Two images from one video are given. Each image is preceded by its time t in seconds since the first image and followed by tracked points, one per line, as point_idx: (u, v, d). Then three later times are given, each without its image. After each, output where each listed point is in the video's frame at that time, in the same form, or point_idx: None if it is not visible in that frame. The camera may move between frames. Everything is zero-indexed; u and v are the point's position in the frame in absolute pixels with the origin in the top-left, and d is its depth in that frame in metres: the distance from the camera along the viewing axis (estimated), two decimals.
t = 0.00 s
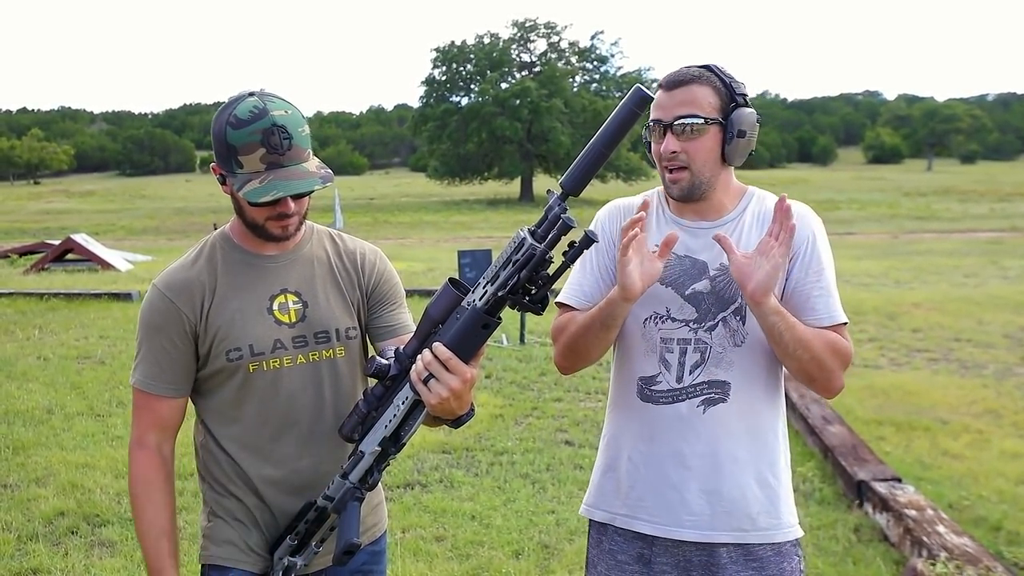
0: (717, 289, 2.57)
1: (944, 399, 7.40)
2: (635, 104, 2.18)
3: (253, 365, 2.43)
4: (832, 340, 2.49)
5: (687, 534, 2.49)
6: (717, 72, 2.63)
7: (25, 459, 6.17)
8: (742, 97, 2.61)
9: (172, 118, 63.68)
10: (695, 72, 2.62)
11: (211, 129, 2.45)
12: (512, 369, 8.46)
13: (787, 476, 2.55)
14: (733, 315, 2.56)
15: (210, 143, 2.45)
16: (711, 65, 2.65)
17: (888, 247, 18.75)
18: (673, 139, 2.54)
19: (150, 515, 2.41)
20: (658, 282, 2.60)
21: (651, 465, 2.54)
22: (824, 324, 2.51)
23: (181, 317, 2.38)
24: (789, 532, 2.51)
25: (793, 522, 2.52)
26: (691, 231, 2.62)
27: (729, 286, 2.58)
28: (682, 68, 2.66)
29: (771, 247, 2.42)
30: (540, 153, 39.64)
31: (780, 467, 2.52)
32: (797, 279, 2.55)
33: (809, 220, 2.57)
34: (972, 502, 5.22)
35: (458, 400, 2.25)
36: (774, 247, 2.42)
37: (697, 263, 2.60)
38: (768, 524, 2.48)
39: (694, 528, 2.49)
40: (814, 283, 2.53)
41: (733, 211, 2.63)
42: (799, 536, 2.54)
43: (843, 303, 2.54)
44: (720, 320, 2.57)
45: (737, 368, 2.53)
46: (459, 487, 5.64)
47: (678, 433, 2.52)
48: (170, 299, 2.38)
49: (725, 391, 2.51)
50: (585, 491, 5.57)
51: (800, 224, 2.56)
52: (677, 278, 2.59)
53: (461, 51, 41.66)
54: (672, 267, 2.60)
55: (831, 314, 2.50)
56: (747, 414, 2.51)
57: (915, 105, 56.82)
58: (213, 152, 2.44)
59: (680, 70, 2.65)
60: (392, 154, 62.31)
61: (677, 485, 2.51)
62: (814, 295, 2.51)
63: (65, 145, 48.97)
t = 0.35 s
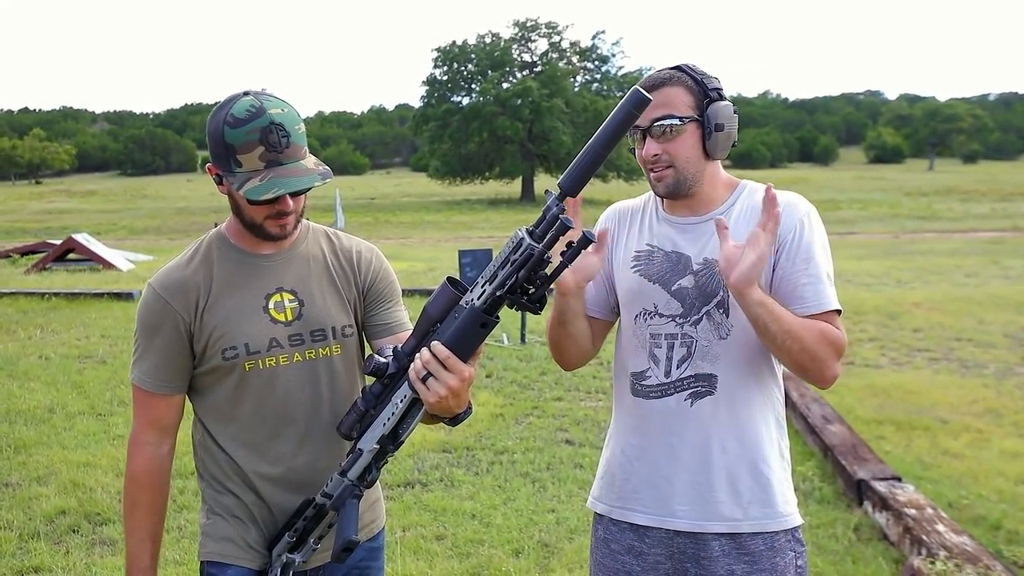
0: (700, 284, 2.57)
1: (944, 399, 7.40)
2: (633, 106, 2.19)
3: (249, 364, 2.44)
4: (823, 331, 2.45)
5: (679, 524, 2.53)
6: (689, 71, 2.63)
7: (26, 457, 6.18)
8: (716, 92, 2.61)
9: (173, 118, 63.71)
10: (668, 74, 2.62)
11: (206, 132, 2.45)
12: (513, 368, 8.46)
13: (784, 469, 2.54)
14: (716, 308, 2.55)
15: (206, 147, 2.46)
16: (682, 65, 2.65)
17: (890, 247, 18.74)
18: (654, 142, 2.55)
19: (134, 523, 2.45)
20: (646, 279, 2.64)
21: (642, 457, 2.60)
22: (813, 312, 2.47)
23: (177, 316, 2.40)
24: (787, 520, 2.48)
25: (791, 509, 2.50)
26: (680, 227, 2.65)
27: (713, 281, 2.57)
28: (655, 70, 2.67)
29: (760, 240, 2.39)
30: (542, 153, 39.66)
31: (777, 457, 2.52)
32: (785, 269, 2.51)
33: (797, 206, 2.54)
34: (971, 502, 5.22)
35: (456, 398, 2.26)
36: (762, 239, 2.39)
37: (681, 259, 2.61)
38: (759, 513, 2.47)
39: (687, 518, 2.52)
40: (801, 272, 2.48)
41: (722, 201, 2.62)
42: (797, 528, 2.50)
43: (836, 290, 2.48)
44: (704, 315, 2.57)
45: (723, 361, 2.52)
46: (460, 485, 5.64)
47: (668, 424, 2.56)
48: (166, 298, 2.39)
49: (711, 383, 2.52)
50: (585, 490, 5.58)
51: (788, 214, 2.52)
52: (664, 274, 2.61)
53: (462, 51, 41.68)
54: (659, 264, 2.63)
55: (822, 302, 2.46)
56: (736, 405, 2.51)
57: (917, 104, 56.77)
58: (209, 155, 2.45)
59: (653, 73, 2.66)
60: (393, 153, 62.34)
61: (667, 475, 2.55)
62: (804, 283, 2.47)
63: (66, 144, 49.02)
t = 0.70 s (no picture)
0: (704, 283, 2.57)
1: (944, 397, 7.40)
2: (614, 94, 2.20)
3: (244, 358, 2.44)
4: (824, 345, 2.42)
5: (682, 522, 2.53)
6: (701, 70, 2.66)
7: (26, 456, 6.18)
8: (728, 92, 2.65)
9: (173, 117, 63.66)
10: (682, 71, 2.64)
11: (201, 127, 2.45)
12: (513, 367, 8.47)
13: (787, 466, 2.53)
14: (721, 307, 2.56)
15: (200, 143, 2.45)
16: (694, 63, 2.67)
17: (890, 246, 18.75)
18: (670, 134, 2.55)
19: (144, 512, 2.44)
20: (649, 281, 2.64)
21: (647, 456, 2.60)
22: (813, 311, 2.45)
23: (171, 309, 2.39)
24: (789, 519, 2.48)
25: (794, 508, 2.50)
26: (683, 228, 2.63)
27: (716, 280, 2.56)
28: (667, 67, 2.68)
29: (762, 322, 2.29)
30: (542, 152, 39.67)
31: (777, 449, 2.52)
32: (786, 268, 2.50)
33: (797, 202, 2.53)
34: (971, 500, 5.22)
35: (446, 388, 2.25)
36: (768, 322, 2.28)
37: (685, 259, 2.60)
38: (761, 511, 2.48)
39: (691, 516, 2.52)
40: (800, 268, 2.46)
41: (726, 200, 2.60)
42: (800, 525, 2.50)
43: (840, 289, 2.46)
44: (708, 314, 2.58)
45: (727, 360, 2.54)
46: (459, 484, 5.65)
47: (673, 423, 2.57)
48: (160, 292, 2.39)
49: (716, 382, 2.53)
50: (584, 488, 5.58)
51: (789, 214, 2.51)
52: (666, 276, 2.61)
53: (462, 51, 41.69)
54: (661, 266, 2.63)
55: (823, 299, 2.43)
56: (739, 405, 2.52)
57: (918, 104, 56.76)
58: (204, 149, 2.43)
59: (665, 69, 2.67)
60: (393, 153, 62.37)
61: (670, 474, 2.56)
62: (803, 278, 2.44)
63: (67, 143, 49.08)
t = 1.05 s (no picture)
0: (725, 279, 2.57)
1: (944, 397, 7.40)
2: (600, 85, 2.21)
3: (238, 354, 2.44)
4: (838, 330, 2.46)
5: (710, 520, 2.51)
6: (711, 68, 2.68)
7: (26, 455, 6.18)
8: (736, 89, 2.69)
9: (174, 117, 63.67)
10: (694, 68, 2.64)
11: (205, 119, 2.41)
12: (513, 366, 8.46)
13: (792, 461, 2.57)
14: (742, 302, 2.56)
15: (208, 133, 2.40)
16: (704, 62, 2.69)
17: (891, 246, 18.75)
18: (690, 131, 2.55)
19: (129, 513, 2.43)
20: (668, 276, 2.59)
21: (670, 456, 2.55)
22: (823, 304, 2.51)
23: (164, 306, 2.39)
24: (800, 512, 2.53)
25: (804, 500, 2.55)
26: (701, 224, 2.61)
27: (739, 276, 2.57)
28: (679, 65, 2.68)
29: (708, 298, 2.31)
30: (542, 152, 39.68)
31: (774, 447, 2.53)
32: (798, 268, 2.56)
33: (804, 211, 2.62)
34: (970, 499, 5.22)
35: (437, 382, 2.26)
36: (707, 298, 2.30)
37: (704, 254, 2.59)
38: (779, 504, 2.51)
39: (718, 513, 2.50)
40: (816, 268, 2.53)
41: (740, 200, 2.62)
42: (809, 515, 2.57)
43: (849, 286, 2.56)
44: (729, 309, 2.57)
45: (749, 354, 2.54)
46: (459, 483, 5.65)
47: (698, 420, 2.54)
48: (152, 289, 2.39)
49: (739, 376, 2.54)
50: (584, 487, 5.58)
51: (798, 217, 2.60)
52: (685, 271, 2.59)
53: (462, 51, 41.70)
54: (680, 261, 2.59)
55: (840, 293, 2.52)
56: (760, 398, 2.55)
57: (918, 104, 56.76)
58: (214, 142, 2.40)
59: (678, 67, 2.67)
60: (393, 153, 62.36)
61: (696, 471, 2.52)
62: (814, 277, 2.51)
63: (67, 143, 49.14)
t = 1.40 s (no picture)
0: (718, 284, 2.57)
1: (942, 397, 7.40)
2: (587, 82, 2.22)
3: (229, 353, 2.44)
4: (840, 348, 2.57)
5: (693, 523, 2.50)
6: (691, 69, 2.67)
7: (24, 456, 6.17)
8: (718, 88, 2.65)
9: (173, 118, 63.64)
10: (672, 72, 2.65)
11: (201, 114, 2.42)
12: (511, 367, 8.46)
13: (783, 465, 2.56)
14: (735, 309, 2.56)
15: (206, 129, 2.40)
16: (683, 64, 2.69)
17: (889, 246, 18.77)
18: (663, 136, 2.56)
19: (119, 512, 2.43)
20: (661, 279, 2.58)
21: (654, 458, 2.55)
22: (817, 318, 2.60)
23: (154, 304, 2.38)
24: (788, 518, 2.53)
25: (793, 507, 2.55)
26: (690, 227, 2.61)
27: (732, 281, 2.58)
28: (657, 68, 2.69)
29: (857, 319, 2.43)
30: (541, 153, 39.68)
31: (765, 447, 2.54)
32: (792, 276, 2.61)
33: (800, 220, 2.64)
34: (968, 499, 5.22)
35: (425, 383, 2.25)
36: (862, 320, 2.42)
37: (697, 259, 2.58)
38: (769, 509, 2.51)
39: (701, 517, 2.50)
40: (810, 279, 2.59)
41: (728, 205, 2.62)
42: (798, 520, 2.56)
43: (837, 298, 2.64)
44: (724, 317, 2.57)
45: (741, 361, 2.55)
46: (457, 484, 5.64)
47: (682, 422, 2.53)
48: (143, 287, 2.38)
49: (731, 382, 2.53)
50: (582, 488, 5.58)
51: (794, 226, 2.62)
52: (679, 274, 2.57)
53: (461, 51, 41.70)
54: (673, 265, 2.58)
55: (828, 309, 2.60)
56: (749, 405, 2.54)
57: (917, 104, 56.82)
58: (213, 137, 2.40)
59: (656, 71, 2.68)
60: (393, 153, 62.35)
61: (683, 477, 2.52)
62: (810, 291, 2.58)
63: (66, 143, 49.16)
